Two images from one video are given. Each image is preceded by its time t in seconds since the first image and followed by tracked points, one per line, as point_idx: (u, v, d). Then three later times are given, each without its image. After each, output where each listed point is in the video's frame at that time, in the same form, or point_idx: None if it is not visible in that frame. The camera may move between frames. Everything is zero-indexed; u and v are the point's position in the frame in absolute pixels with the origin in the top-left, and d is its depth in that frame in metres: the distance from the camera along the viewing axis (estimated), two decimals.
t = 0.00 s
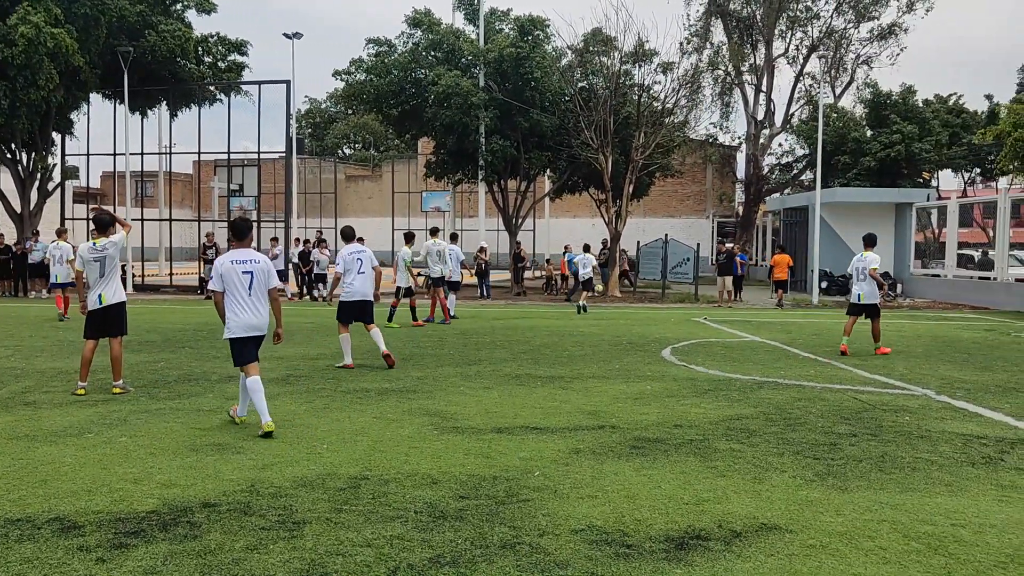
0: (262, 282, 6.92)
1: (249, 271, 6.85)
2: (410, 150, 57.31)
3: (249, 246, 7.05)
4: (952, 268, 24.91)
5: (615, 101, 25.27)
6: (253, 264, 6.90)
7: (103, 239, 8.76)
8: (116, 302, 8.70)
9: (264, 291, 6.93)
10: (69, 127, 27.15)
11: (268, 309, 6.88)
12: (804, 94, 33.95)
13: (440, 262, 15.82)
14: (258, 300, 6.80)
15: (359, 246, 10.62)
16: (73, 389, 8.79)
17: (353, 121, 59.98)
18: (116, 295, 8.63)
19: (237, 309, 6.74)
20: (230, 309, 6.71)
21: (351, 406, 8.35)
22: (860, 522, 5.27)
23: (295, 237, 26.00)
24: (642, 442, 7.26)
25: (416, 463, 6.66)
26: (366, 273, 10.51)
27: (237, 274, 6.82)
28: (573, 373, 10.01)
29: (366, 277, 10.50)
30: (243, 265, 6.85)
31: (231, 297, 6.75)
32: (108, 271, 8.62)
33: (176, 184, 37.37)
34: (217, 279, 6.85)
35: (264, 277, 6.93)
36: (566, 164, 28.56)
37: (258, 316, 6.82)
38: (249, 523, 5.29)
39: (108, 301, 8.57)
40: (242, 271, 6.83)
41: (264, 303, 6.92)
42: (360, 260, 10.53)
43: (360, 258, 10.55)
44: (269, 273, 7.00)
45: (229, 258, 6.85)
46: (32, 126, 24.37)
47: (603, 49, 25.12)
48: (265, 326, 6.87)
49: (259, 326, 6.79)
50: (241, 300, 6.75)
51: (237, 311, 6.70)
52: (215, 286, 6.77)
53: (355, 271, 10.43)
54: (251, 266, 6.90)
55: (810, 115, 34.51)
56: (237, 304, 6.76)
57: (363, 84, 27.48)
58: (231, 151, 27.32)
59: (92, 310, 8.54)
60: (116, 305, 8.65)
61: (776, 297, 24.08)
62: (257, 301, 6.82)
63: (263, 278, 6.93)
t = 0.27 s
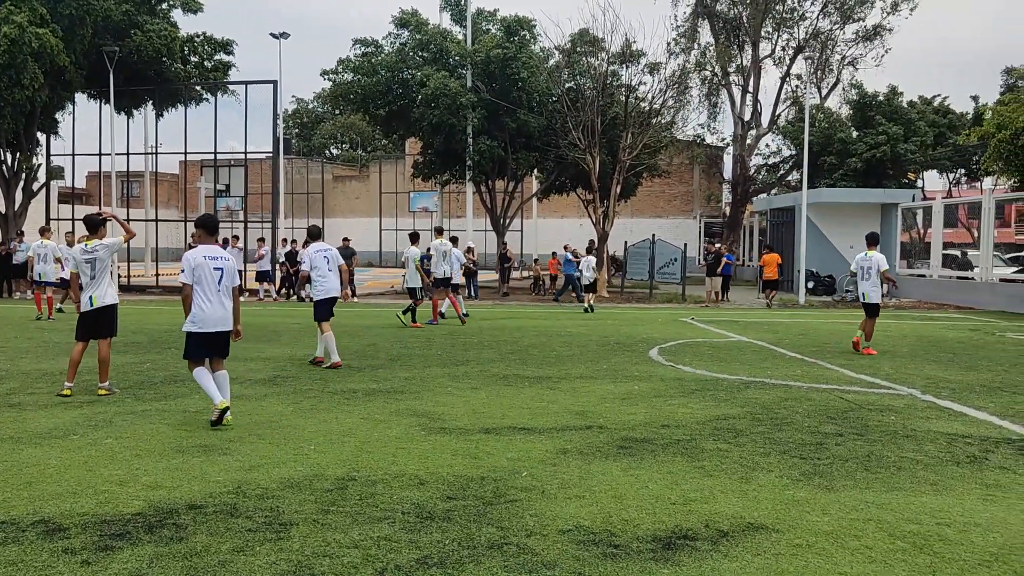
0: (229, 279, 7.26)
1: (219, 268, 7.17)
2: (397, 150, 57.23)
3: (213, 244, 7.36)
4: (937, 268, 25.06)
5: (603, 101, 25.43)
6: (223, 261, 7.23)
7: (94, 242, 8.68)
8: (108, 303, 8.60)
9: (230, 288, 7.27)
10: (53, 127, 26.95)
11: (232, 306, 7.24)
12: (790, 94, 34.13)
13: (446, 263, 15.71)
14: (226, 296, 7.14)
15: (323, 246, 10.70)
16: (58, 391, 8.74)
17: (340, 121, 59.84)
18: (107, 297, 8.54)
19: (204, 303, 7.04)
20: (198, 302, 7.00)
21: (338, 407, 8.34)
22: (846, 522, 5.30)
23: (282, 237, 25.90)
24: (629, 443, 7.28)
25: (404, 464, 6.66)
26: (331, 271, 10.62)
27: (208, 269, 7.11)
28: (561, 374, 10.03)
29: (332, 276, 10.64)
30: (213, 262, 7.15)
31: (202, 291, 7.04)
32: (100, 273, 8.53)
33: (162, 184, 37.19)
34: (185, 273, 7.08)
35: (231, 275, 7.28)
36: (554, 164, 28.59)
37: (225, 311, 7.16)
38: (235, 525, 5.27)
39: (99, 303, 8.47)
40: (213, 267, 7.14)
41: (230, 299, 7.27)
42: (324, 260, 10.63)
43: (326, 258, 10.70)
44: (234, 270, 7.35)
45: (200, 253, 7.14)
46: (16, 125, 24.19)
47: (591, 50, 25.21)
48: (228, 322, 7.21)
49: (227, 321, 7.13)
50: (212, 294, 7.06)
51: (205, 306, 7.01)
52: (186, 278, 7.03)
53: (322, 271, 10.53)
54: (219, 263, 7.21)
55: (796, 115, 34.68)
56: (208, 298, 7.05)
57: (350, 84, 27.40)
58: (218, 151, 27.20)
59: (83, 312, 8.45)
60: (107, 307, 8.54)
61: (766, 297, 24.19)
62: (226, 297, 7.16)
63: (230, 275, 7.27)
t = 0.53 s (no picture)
0: (190, 281, 7.33)
1: (181, 270, 7.22)
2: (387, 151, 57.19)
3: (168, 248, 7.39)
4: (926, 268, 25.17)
5: (593, 102, 25.76)
6: (182, 264, 7.29)
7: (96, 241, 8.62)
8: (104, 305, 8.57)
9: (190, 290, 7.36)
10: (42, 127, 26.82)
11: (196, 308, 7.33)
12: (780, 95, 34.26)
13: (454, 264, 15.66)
14: (192, 298, 7.23)
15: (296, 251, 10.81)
16: (46, 392, 8.69)
17: (330, 122, 59.75)
18: (103, 300, 8.49)
19: (173, 306, 7.08)
20: (168, 306, 7.03)
21: (328, 409, 8.32)
22: (836, 521, 5.33)
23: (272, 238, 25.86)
24: (620, 443, 7.29)
25: (395, 465, 6.65)
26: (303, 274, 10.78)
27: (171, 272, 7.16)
28: (552, 374, 10.04)
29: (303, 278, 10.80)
30: (174, 265, 7.20)
31: (168, 294, 7.07)
32: (96, 276, 8.46)
33: (152, 184, 37.04)
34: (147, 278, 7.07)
35: (191, 277, 7.35)
36: (544, 165, 28.67)
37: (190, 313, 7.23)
38: (225, 527, 5.26)
39: (94, 306, 8.44)
40: (175, 269, 7.19)
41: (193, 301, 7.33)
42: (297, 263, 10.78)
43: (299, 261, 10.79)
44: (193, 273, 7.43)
45: (161, 257, 7.16)
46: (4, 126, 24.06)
47: (581, 50, 25.75)
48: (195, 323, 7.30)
49: (195, 322, 7.20)
50: (180, 297, 7.11)
51: (175, 308, 7.06)
52: (151, 283, 7.02)
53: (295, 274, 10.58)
54: (179, 265, 7.27)
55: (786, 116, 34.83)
56: (175, 300, 7.10)
57: (340, 85, 27.37)
58: (207, 152, 27.13)
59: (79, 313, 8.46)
60: (103, 309, 8.51)
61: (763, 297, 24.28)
62: (191, 298, 7.23)
63: (191, 277, 7.34)
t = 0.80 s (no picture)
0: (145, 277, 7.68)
1: (138, 265, 7.58)
2: (381, 151, 57.13)
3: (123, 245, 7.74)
4: (918, 268, 25.21)
5: (586, 103, 25.69)
6: (138, 260, 7.64)
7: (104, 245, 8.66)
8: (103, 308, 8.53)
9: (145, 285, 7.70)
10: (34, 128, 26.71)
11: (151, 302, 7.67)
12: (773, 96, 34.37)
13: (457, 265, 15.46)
14: (148, 293, 7.58)
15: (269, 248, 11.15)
16: (39, 395, 8.66)
17: (323, 123, 59.67)
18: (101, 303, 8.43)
19: (130, 300, 7.41)
20: (126, 300, 7.38)
21: (322, 410, 8.31)
22: (828, 521, 5.35)
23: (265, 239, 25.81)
24: (614, 444, 7.31)
25: (388, 466, 6.65)
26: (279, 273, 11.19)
27: (127, 266, 7.50)
28: (545, 376, 10.04)
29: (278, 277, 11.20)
30: (131, 259, 7.56)
31: (125, 288, 7.41)
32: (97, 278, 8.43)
33: (144, 185, 36.93)
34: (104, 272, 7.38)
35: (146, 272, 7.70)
36: (538, 166, 28.66)
37: (147, 307, 7.58)
38: (218, 529, 5.25)
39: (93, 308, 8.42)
40: (132, 264, 7.54)
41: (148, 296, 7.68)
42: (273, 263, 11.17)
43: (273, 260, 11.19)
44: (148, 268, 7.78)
45: (118, 253, 7.50)
46: None
47: (574, 52, 25.60)
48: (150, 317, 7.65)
49: (150, 314, 7.54)
50: (137, 291, 7.47)
51: (132, 303, 7.40)
52: (108, 278, 7.34)
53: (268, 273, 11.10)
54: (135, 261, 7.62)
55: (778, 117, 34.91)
56: (132, 293, 7.45)
57: (333, 86, 27.33)
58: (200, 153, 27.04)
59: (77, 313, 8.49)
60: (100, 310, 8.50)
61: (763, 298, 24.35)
62: (146, 292, 7.58)
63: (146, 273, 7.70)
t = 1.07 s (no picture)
0: (110, 280, 7.81)
1: (99, 270, 7.71)
2: (376, 152, 57.08)
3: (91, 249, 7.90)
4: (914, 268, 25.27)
5: (581, 104, 25.70)
6: (102, 265, 7.79)
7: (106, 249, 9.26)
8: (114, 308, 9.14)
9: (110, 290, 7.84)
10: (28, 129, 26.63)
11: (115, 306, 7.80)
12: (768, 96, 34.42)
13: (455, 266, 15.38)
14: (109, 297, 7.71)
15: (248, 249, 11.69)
16: (32, 396, 8.64)
17: (319, 123, 59.62)
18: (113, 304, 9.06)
19: (89, 305, 7.59)
20: (85, 305, 7.56)
21: (317, 411, 8.31)
22: (824, 522, 5.36)
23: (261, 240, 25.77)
24: (609, 444, 7.31)
25: (383, 467, 6.64)
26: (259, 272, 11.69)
27: (89, 272, 7.66)
28: (540, 376, 10.05)
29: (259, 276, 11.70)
30: (93, 265, 7.70)
31: (84, 293, 7.59)
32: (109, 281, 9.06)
33: (139, 186, 36.85)
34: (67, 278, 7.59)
35: (111, 276, 7.83)
36: (533, 166, 28.64)
37: (109, 312, 7.72)
38: (214, 530, 5.24)
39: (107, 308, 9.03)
40: (93, 270, 7.68)
41: (113, 300, 7.82)
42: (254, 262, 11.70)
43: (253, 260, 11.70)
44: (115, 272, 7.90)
45: (79, 259, 7.66)
46: None
47: (569, 53, 25.50)
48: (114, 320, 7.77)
49: (111, 319, 7.68)
50: (96, 296, 7.62)
51: (90, 308, 7.56)
52: (67, 284, 7.56)
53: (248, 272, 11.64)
54: (99, 266, 7.76)
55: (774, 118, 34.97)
56: (92, 298, 7.61)
57: (329, 87, 27.32)
58: (195, 153, 26.99)
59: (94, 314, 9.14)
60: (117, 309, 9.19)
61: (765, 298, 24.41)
62: (108, 297, 7.72)
63: (111, 277, 7.82)
